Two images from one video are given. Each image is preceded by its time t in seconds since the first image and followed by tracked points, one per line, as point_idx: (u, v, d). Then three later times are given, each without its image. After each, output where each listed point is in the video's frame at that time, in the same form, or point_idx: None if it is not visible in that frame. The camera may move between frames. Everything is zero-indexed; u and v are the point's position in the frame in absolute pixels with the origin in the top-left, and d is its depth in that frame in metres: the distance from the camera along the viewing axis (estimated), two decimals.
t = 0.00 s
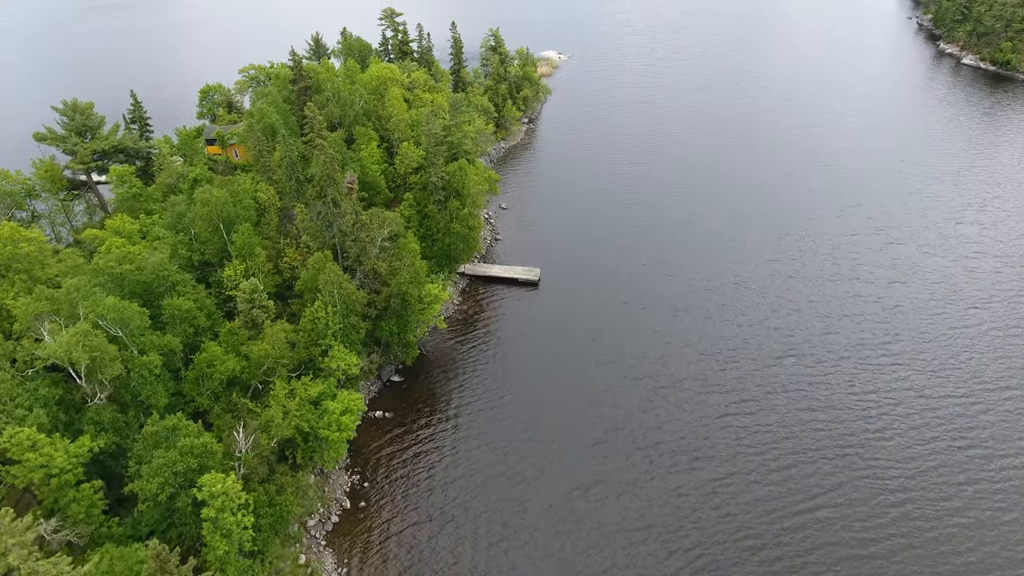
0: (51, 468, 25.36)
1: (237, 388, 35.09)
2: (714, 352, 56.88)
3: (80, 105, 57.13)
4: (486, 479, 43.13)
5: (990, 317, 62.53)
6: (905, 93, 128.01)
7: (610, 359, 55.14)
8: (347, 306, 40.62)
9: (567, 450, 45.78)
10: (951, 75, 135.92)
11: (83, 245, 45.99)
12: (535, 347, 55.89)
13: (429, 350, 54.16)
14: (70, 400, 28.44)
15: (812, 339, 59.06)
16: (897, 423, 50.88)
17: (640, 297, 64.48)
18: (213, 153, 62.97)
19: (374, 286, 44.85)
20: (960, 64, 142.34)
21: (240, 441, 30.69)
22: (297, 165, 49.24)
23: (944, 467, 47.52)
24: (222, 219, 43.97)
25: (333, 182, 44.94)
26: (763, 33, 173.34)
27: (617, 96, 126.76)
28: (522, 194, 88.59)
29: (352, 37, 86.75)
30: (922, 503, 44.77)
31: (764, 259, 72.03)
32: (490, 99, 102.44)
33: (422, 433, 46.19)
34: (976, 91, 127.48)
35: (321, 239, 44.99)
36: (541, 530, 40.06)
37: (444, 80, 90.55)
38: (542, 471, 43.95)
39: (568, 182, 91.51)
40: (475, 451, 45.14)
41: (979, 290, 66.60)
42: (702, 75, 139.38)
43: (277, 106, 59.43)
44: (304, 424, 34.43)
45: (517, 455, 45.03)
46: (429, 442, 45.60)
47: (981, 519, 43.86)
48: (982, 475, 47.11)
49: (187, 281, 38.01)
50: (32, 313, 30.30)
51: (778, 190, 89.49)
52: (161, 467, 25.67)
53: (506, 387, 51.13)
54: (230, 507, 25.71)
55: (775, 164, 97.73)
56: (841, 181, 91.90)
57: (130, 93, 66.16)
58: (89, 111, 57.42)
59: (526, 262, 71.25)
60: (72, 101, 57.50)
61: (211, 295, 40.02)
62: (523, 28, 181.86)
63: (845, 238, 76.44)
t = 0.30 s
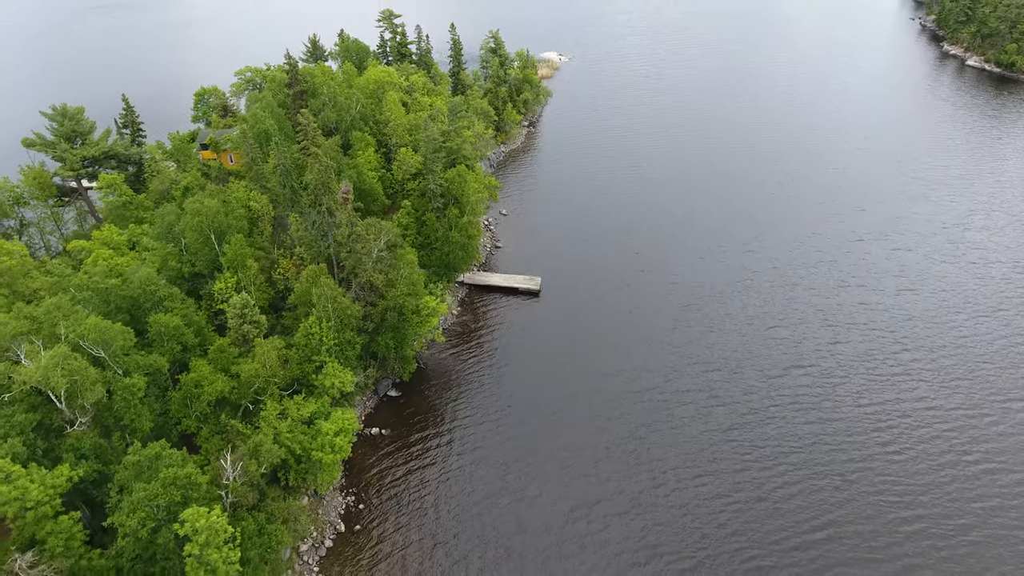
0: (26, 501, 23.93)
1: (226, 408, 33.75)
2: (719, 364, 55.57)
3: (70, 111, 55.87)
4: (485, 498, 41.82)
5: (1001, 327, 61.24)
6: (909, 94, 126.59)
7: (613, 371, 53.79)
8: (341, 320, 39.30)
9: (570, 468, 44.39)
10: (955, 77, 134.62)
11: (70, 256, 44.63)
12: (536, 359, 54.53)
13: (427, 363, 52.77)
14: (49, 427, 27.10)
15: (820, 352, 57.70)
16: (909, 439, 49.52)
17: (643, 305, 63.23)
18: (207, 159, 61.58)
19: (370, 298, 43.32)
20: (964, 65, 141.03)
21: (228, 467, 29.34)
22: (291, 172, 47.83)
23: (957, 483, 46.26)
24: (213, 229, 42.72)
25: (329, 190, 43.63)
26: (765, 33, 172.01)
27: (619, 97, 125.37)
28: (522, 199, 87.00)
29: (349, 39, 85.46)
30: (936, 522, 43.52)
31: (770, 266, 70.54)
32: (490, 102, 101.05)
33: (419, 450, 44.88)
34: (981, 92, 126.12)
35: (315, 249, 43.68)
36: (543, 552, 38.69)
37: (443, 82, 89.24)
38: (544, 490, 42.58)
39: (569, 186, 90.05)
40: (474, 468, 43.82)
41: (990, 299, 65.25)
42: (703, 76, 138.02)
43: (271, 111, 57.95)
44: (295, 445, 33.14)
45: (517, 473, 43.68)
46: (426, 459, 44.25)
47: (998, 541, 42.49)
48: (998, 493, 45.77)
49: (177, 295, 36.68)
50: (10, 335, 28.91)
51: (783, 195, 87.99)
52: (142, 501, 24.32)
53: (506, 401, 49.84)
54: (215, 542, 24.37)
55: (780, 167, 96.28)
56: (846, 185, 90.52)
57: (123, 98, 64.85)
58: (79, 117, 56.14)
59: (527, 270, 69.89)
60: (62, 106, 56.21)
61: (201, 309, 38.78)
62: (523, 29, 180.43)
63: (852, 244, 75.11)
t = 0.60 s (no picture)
0: None
1: (215, 430, 32.48)
2: (724, 376, 54.25)
3: (58, 117, 54.57)
4: (484, 519, 40.46)
5: (1012, 336, 59.97)
6: (913, 96, 125.33)
7: (616, 384, 52.46)
8: (336, 336, 37.93)
9: (572, 486, 43.01)
10: (959, 78, 133.37)
11: (56, 268, 43.31)
12: (536, 371, 53.25)
13: (424, 377, 51.37)
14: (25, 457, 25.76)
15: (827, 363, 56.37)
16: (921, 455, 48.17)
17: (646, 314, 61.90)
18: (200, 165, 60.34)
19: (365, 311, 41.83)
20: (967, 66, 139.92)
21: (214, 497, 28.01)
22: (284, 180, 46.40)
23: (971, 501, 44.97)
24: (204, 241, 41.42)
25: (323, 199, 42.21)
26: (766, 33, 170.86)
27: (620, 99, 123.99)
28: (521, 204, 85.49)
29: (346, 42, 84.18)
30: (949, 541, 42.25)
31: (775, 273, 69.09)
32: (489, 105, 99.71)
33: (416, 468, 43.53)
34: (985, 94, 124.99)
35: (309, 260, 42.37)
36: None
37: (441, 85, 88.00)
38: (545, 511, 41.19)
39: (569, 190, 88.74)
40: (472, 487, 42.47)
41: (1000, 307, 63.91)
42: (705, 77, 136.70)
43: (265, 115, 56.50)
44: (287, 470, 31.78)
45: (518, 493, 42.31)
46: (424, 478, 42.91)
47: (1015, 562, 41.17)
48: (1013, 511, 44.44)
49: (165, 311, 35.35)
50: None
51: (786, 198, 86.63)
52: (120, 540, 22.93)
53: (506, 415, 48.46)
54: None
55: (784, 170, 94.89)
56: (851, 188, 89.18)
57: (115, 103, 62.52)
58: (68, 123, 54.82)
59: (527, 277, 68.49)
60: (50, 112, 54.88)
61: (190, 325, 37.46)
62: (522, 29, 179.24)
63: (858, 250, 73.77)
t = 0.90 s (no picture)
0: None
1: (204, 454, 31.20)
2: (730, 389, 52.92)
3: (47, 123, 53.33)
4: (483, 541, 39.17)
5: None
6: (917, 97, 124.08)
7: (619, 398, 51.18)
8: (331, 355, 36.56)
9: (574, 506, 41.72)
10: (963, 80, 132.13)
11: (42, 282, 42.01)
12: (537, 382, 52.15)
13: (423, 392, 49.98)
14: None
15: (835, 376, 55.09)
16: (934, 472, 46.88)
17: (650, 324, 60.62)
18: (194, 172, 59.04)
19: (362, 326, 40.31)
20: (972, 68, 138.61)
21: (200, 529, 26.77)
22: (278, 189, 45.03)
23: (987, 521, 43.61)
24: (195, 253, 40.20)
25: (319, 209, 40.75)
26: (767, 34, 169.58)
27: (621, 101, 122.51)
28: (522, 210, 84.17)
29: (344, 45, 82.90)
30: (964, 564, 40.98)
31: (781, 281, 67.75)
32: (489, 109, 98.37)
33: (413, 488, 42.23)
34: (991, 96, 123.66)
35: (304, 273, 41.11)
36: None
37: (440, 88, 86.71)
38: (547, 533, 39.90)
39: (570, 195, 87.58)
40: (471, 507, 41.20)
41: (1012, 316, 62.58)
42: (707, 78, 135.22)
43: (259, 121, 55.16)
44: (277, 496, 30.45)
45: (518, 513, 41.00)
46: (421, 498, 41.60)
47: None
48: None
49: (153, 329, 34.09)
50: None
51: (790, 203, 85.31)
52: None
53: (506, 431, 47.17)
54: None
55: (788, 174, 93.51)
56: (858, 193, 87.75)
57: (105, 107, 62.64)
58: (58, 130, 53.53)
59: (528, 285, 67.09)
60: (39, 118, 53.58)
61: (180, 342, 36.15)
62: (522, 30, 177.96)
63: (865, 257, 72.42)
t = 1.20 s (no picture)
0: None
1: (192, 481, 29.98)
2: (736, 404, 51.62)
3: (37, 130, 52.12)
4: (483, 565, 37.91)
5: None
6: (922, 100, 122.72)
7: (623, 414, 49.88)
8: (326, 375, 35.31)
9: (577, 528, 40.47)
10: (968, 83, 130.75)
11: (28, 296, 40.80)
12: (539, 396, 50.94)
13: (422, 408, 48.74)
14: None
15: (844, 389, 53.81)
16: (947, 490, 45.64)
17: (654, 335, 59.32)
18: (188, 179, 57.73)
19: (359, 343, 38.99)
20: (977, 71, 137.17)
21: (186, 567, 25.47)
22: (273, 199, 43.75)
23: (1003, 543, 42.28)
24: (187, 268, 39.02)
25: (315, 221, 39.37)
26: (769, 34, 168.06)
27: (623, 102, 121.02)
28: (523, 216, 82.67)
29: (342, 48, 81.67)
30: None
31: (787, 290, 66.37)
32: (490, 112, 97.07)
33: (411, 510, 40.98)
34: (997, 99, 122.23)
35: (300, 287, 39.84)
36: None
37: (440, 92, 85.44)
38: (549, 556, 38.66)
39: (573, 201, 86.23)
40: (471, 530, 39.95)
41: None
42: (710, 80, 133.82)
43: (254, 127, 53.90)
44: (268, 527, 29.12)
45: (519, 536, 39.74)
46: (419, 520, 40.37)
47: None
48: None
49: (141, 348, 32.90)
50: None
51: (795, 208, 83.91)
52: None
53: (507, 449, 45.88)
54: None
55: (794, 178, 92.13)
56: (864, 198, 86.38)
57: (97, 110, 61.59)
58: (48, 137, 52.31)
59: (529, 294, 65.84)
60: (29, 125, 52.39)
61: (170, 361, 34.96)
62: (523, 30, 176.60)
63: (873, 265, 71.06)
